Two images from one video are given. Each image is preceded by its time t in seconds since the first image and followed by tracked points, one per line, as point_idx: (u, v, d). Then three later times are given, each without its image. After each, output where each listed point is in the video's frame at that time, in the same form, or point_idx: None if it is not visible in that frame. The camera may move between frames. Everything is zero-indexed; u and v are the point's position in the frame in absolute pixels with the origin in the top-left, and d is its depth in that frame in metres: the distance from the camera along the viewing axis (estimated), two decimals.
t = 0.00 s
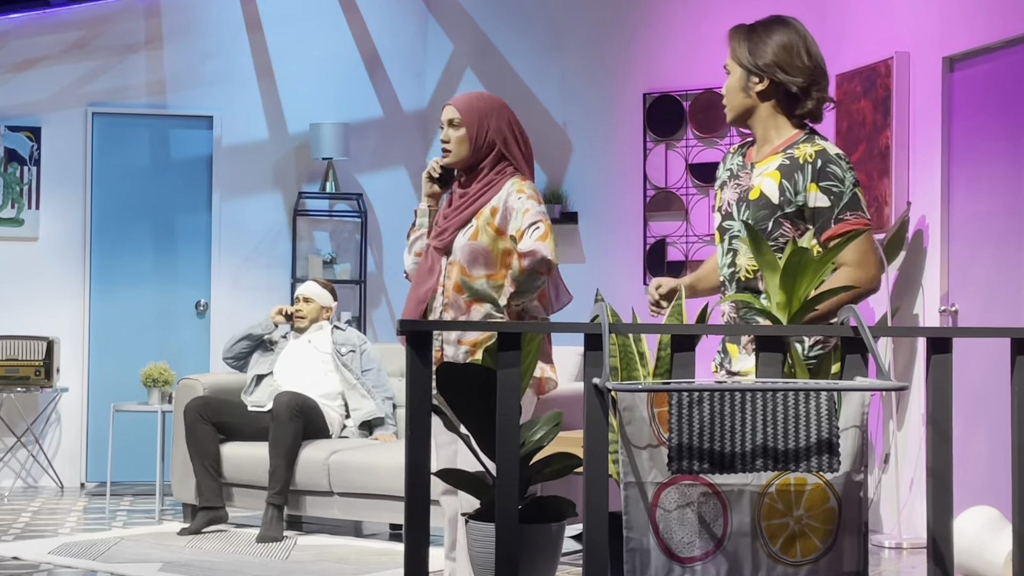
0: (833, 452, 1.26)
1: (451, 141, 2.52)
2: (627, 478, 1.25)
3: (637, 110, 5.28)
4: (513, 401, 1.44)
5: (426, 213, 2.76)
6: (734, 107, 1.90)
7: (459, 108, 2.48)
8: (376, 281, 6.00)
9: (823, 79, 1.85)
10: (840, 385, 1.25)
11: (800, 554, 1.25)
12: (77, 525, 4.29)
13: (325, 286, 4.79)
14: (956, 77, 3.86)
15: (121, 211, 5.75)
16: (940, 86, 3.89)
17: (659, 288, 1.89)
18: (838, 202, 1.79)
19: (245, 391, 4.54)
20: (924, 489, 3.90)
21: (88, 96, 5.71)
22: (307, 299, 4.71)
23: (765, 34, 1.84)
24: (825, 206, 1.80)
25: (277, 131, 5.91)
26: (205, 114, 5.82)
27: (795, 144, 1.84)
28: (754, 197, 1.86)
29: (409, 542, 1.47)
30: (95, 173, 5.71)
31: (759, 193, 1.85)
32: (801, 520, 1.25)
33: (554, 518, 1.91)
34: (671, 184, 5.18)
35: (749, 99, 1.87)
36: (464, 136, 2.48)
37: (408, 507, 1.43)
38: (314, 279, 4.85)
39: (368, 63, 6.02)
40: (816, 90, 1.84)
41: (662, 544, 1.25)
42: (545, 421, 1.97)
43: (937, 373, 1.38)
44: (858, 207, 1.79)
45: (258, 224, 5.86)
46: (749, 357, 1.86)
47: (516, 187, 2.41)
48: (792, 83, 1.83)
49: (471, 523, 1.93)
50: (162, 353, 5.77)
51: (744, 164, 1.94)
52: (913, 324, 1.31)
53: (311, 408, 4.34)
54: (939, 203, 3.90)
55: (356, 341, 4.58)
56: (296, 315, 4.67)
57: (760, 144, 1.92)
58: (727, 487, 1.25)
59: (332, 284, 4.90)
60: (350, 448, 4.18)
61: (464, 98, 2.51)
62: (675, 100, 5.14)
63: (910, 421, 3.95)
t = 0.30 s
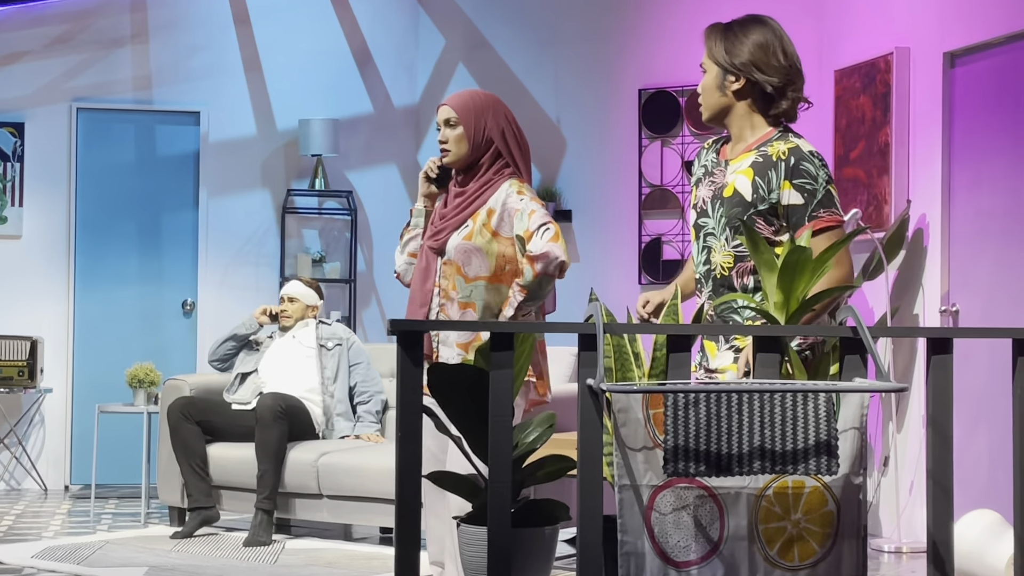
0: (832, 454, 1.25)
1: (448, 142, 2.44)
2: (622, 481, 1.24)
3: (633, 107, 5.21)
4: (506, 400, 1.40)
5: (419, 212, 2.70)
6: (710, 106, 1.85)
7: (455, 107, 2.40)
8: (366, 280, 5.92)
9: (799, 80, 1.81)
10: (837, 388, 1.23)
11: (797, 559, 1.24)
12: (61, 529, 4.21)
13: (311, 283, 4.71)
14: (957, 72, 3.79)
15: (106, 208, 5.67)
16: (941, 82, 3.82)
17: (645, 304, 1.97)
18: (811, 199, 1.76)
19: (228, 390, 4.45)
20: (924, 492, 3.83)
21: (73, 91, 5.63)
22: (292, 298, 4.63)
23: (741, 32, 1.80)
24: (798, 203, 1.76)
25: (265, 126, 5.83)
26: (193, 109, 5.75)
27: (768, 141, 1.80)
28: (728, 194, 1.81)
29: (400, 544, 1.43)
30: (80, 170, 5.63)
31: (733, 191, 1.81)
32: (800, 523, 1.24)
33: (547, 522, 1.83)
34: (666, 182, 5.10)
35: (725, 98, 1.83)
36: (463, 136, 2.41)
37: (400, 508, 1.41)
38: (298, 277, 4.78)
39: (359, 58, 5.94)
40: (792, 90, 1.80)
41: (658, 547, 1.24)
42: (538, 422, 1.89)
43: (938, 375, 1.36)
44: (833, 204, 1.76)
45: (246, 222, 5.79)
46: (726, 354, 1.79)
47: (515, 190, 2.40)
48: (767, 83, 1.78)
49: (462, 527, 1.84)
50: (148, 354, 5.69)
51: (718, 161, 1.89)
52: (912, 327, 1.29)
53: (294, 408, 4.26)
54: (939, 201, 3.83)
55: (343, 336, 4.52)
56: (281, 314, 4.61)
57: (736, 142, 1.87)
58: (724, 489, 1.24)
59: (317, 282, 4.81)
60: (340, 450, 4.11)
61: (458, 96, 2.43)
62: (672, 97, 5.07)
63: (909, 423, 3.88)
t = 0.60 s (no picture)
0: (833, 457, 1.20)
1: (440, 139, 2.38)
2: (619, 484, 1.20)
3: (630, 103, 5.13)
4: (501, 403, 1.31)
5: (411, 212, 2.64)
6: (732, 103, 1.82)
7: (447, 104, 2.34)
8: (358, 279, 5.84)
9: (823, 74, 1.79)
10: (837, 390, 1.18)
11: (797, 564, 1.20)
12: (46, 533, 4.13)
13: (306, 287, 4.69)
14: (962, 67, 3.70)
15: (92, 205, 5.59)
16: (944, 77, 3.74)
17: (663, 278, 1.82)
18: (830, 195, 1.72)
19: (215, 390, 4.43)
20: (927, 497, 3.75)
21: (58, 86, 5.54)
22: (287, 300, 4.62)
23: (763, 27, 1.78)
24: (817, 198, 1.73)
25: (255, 122, 5.75)
26: (181, 105, 5.67)
27: (793, 137, 1.77)
28: (751, 190, 1.79)
29: (391, 555, 1.33)
30: (65, 167, 5.55)
31: (756, 186, 1.78)
32: (800, 528, 1.20)
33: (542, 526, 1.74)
34: (665, 179, 5.02)
35: (747, 94, 1.80)
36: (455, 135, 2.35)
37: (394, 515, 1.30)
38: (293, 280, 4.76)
39: (350, 52, 5.86)
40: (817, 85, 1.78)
41: (656, 553, 1.19)
42: (534, 424, 1.81)
43: (941, 377, 1.31)
44: (851, 203, 1.72)
45: (235, 219, 5.70)
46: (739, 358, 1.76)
47: (507, 190, 2.30)
48: (792, 78, 1.76)
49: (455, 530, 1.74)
50: (134, 354, 5.61)
51: (740, 159, 1.87)
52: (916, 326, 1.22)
53: (278, 406, 4.19)
54: (942, 199, 3.75)
55: (335, 338, 4.42)
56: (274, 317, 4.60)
57: (759, 139, 1.85)
58: (723, 494, 1.20)
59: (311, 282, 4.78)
60: (331, 453, 4.03)
61: (450, 94, 2.37)
62: (670, 92, 4.98)
63: (912, 426, 3.80)
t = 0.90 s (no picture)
0: (841, 463, 1.09)
1: (431, 134, 2.27)
2: (619, 491, 1.08)
3: (631, 96, 5.01)
4: (497, 409, 1.17)
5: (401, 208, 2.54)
6: (765, 100, 1.80)
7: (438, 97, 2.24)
8: (349, 277, 5.72)
9: (859, 73, 1.77)
10: (847, 394, 1.06)
11: None
12: (27, 540, 4.00)
13: (296, 288, 4.58)
14: (973, 60, 3.60)
15: (77, 203, 5.47)
16: (955, 70, 3.63)
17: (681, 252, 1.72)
18: (862, 201, 1.69)
19: (201, 392, 4.32)
20: (937, 504, 3.63)
21: (42, 79, 5.41)
22: (278, 302, 4.50)
23: (799, 25, 1.75)
24: (849, 204, 1.70)
25: (244, 117, 5.64)
26: (168, 99, 5.55)
27: (829, 139, 1.74)
28: (785, 194, 1.76)
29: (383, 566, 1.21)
30: (49, 162, 5.43)
31: (791, 190, 1.75)
32: (806, 536, 1.08)
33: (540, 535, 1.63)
34: (667, 176, 4.89)
35: (780, 92, 1.78)
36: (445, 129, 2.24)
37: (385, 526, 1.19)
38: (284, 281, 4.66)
39: (343, 46, 5.76)
40: (852, 84, 1.75)
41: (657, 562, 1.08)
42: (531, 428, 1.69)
43: (952, 381, 1.19)
44: (883, 211, 1.67)
45: (224, 217, 5.59)
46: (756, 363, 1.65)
47: (500, 185, 2.18)
48: (827, 76, 1.74)
49: (451, 538, 1.64)
50: (119, 355, 5.49)
51: (774, 161, 1.84)
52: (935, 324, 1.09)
53: (263, 412, 4.06)
54: (952, 195, 3.63)
55: (326, 341, 4.30)
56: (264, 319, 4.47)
57: (793, 140, 1.82)
58: (727, 501, 1.08)
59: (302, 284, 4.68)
60: (322, 458, 3.91)
61: (442, 86, 2.28)
62: (673, 86, 4.85)
63: (921, 430, 3.69)
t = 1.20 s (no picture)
0: (832, 464, 1.10)
1: (422, 133, 2.27)
2: (612, 492, 1.07)
3: (631, 96, 5.02)
4: (492, 410, 1.20)
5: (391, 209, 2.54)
6: (765, 101, 1.72)
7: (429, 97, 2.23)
8: (348, 278, 5.71)
9: (862, 74, 1.69)
10: (838, 396, 1.07)
11: None
12: (25, 540, 4.00)
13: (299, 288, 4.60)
14: (973, 63, 3.60)
15: (75, 203, 5.46)
16: (954, 72, 3.63)
17: (699, 264, 1.73)
18: (862, 200, 1.60)
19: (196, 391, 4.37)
20: (935, 505, 3.64)
21: (40, 79, 5.41)
22: (278, 302, 4.51)
23: (800, 25, 1.68)
24: (849, 202, 1.61)
25: (243, 117, 5.64)
26: (167, 99, 5.55)
27: (831, 138, 1.67)
28: (785, 192, 1.69)
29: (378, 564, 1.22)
30: (48, 162, 5.42)
31: (791, 189, 1.68)
32: (798, 537, 1.09)
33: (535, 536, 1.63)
34: (666, 177, 4.91)
35: (781, 93, 1.70)
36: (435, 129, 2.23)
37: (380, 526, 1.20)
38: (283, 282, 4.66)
39: (342, 45, 5.76)
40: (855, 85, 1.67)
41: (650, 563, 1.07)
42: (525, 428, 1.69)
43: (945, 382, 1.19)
44: (883, 211, 1.58)
45: (223, 217, 5.60)
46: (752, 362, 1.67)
47: (490, 184, 2.18)
48: (830, 77, 1.66)
49: (445, 539, 1.63)
50: (118, 355, 5.50)
51: (773, 159, 1.79)
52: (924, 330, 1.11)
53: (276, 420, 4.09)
54: (950, 196, 3.64)
55: (328, 346, 4.31)
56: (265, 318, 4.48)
57: (793, 139, 1.75)
58: (719, 502, 1.08)
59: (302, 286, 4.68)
60: (320, 458, 3.91)
61: (434, 86, 2.26)
62: (671, 88, 4.87)
63: (919, 432, 3.69)
